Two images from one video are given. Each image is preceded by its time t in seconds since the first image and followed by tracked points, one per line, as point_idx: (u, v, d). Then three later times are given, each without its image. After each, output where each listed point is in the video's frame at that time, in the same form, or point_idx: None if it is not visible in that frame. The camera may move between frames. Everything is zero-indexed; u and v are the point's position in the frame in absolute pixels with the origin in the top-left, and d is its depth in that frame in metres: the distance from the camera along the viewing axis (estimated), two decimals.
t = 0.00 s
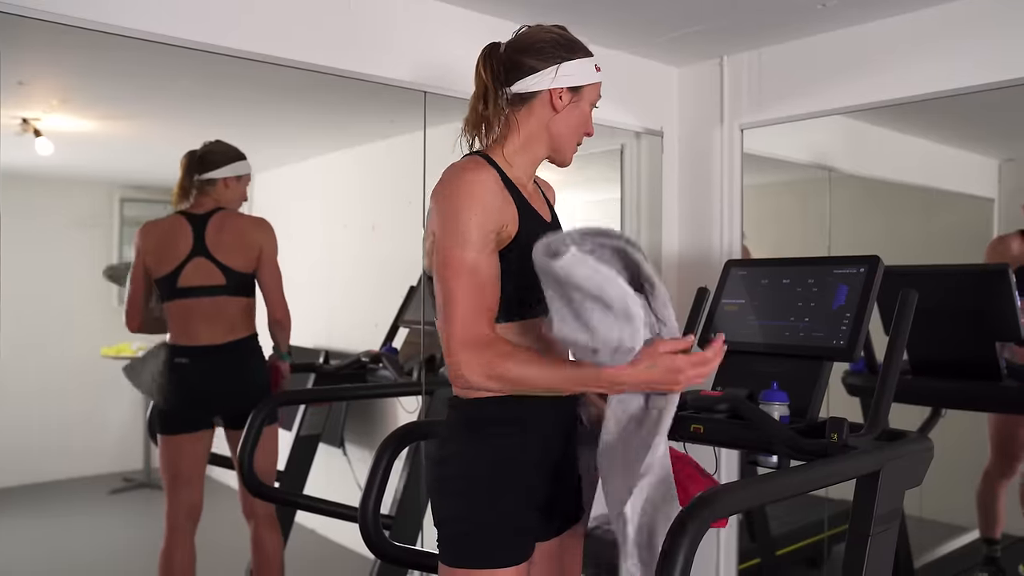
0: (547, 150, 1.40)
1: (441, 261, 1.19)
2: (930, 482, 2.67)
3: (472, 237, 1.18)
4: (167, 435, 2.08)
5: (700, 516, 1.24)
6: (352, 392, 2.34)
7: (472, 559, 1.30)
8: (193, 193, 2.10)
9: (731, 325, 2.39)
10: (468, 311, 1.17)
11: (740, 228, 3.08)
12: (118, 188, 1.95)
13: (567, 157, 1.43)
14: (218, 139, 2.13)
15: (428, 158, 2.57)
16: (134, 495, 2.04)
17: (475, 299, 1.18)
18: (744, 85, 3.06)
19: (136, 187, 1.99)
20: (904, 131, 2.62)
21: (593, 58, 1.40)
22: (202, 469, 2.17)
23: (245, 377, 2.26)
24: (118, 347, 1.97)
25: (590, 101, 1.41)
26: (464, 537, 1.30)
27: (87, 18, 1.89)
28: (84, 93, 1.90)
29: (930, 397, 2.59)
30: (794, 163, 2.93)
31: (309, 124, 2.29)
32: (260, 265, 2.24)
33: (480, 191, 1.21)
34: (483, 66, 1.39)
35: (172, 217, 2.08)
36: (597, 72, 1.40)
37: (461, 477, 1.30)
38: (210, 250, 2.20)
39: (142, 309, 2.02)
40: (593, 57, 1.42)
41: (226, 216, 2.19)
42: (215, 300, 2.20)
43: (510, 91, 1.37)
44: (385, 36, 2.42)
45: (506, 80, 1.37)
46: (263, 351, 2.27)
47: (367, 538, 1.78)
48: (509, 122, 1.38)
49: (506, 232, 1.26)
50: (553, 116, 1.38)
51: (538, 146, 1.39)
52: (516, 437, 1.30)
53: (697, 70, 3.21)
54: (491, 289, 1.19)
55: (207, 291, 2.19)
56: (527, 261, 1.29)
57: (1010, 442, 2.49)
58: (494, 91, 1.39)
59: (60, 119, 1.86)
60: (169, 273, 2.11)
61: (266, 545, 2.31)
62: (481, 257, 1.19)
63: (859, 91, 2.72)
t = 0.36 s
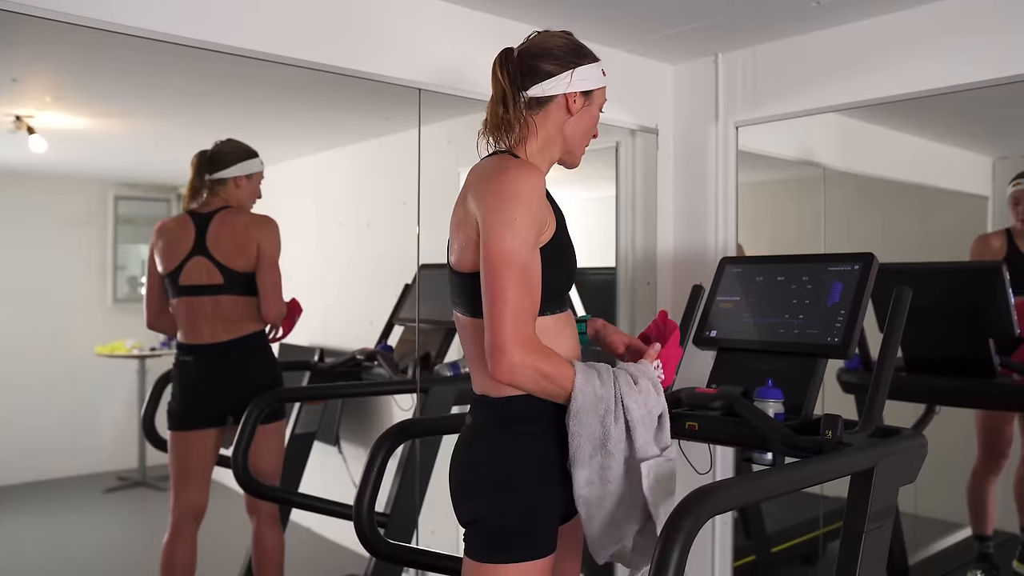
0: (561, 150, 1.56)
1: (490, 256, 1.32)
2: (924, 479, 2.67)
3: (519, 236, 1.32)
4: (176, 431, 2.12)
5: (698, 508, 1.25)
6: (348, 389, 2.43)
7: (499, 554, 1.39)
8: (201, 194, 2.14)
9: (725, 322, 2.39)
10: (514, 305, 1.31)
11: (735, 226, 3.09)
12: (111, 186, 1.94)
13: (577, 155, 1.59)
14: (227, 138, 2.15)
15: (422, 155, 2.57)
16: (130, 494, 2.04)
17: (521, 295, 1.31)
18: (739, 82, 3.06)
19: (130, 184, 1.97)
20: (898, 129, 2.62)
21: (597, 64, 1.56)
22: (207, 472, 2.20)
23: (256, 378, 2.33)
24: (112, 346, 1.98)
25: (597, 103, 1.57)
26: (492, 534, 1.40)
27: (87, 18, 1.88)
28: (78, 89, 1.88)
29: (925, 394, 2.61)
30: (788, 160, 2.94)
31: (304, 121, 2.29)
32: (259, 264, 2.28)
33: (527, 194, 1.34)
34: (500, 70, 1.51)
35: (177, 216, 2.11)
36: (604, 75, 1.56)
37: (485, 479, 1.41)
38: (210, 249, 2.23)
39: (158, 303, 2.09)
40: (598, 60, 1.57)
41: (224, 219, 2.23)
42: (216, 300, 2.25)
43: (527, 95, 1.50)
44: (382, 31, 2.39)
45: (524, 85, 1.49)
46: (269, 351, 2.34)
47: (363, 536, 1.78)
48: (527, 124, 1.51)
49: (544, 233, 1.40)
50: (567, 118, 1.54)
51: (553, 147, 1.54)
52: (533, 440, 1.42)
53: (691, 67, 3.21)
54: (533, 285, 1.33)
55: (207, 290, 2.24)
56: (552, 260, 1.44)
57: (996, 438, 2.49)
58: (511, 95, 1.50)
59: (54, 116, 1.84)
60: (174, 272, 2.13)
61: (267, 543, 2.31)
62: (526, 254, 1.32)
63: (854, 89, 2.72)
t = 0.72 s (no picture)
0: (577, 155, 1.60)
1: (488, 246, 1.36)
2: (918, 479, 2.69)
3: (517, 227, 1.36)
4: (190, 428, 2.14)
5: (694, 505, 1.26)
6: (343, 386, 2.33)
7: (510, 542, 1.43)
8: (223, 192, 2.17)
9: (720, 321, 2.39)
10: (507, 294, 1.34)
11: (730, 225, 3.09)
12: (107, 183, 1.95)
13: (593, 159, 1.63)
14: (242, 138, 2.17)
15: (417, 153, 2.56)
16: (124, 493, 2.03)
17: (515, 284, 1.35)
18: (735, 80, 3.06)
19: (126, 182, 1.97)
20: (893, 128, 2.63)
21: (610, 68, 1.59)
22: (215, 470, 2.20)
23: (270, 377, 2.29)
24: (107, 343, 1.98)
25: (612, 107, 1.60)
26: (503, 523, 1.43)
27: (75, 11, 1.87)
28: (71, 87, 1.88)
29: (919, 391, 2.61)
30: (783, 159, 2.95)
31: (301, 119, 2.28)
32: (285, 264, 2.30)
33: (529, 188, 1.38)
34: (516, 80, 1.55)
35: (183, 216, 2.09)
36: (617, 80, 1.60)
37: (499, 469, 1.44)
38: (237, 247, 2.24)
39: (173, 299, 2.08)
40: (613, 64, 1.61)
41: (252, 217, 2.25)
42: (241, 297, 2.24)
43: (543, 104, 1.54)
44: (376, 30, 2.40)
45: (539, 94, 1.53)
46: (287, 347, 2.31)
47: (357, 535, 1.78)
48: (543, 131, 1.55)
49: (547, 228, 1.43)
50: (582, 124, 1.58)
51: (569, 153, 1.59)
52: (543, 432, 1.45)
53: (687, 66, 3.21)
54: (528, 277, 1.36)
55: (233, 287, 2.23)
56: (560, 254, 1.47)
57: (981, 436, 2.53)
58: (526, 105, 1.55)
59: (48, 113, 1.84)
60: (195, 268, 2.14)
61: (274, 541, 2.32)
62: (523, 246, 1.36)
63: (851, 88, 2.72)
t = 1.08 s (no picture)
0: (596, 158, 1.61)
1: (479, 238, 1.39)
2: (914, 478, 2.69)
3: (507, 222, 1.37)
4: (193, 425, 2.15)
5: (691, 505, 1.26)
6: (340, 386, 2.39)
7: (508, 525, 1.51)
8: (246, 191, 2.21)
9: (717, 319, 2.39)
10: (482, 286, 1.35)
11: (727, 223, 3.09)
12: (104, 182, 1.95)
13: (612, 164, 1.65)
14: (262, 140, 2.21)
15: (414, 152, 2.56)
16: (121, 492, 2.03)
17: (494, 276, 1.35)
18: (732, 79, 3.06)
19: (123, 181, 1.98)
20: (890, 127, 2.63)
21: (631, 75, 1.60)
22: (214, 466, 2.20)
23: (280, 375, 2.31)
24: (103, 342, 1.98)
25: (632, 114, 1.62)
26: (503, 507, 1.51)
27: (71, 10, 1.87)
28: (68, 86, 1.87)
29: (915, 391, 2.61)
30: (779, 158, 2.95)
31: (297, 118, 2.28)
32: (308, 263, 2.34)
33: (529, 186, 1.40)
34: (537, 85, 1.57)
35: (195, 216, 2.10)
36: (637, 88, 1.61)
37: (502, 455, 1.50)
38: (260, 245, 2.28)
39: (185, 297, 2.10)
40: (631, 71, 1.62)
41: (276, 216, 2.28)
42: (260, 295, 2.28)
43: (562, 109, 1.56)
44: (373, 28, 2.40)
45: (559, 98, 1.55)
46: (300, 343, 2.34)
47: (353, 534, 1.78)
48: (562, 135, 1.57)
49: (542, 230, 1.44)
50: (601, 129, 1.59)
51: (588, 156, 1.60)
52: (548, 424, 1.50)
53: (684, 65, 3.21)
54: (509, 272, 1.37)
55: (255, 284, 2.27)
56: (563, 253, 1.48)
57: (978, 436, 2.52)
58: (545, 109, 1.57)
59: (45, 112, 1.84)
60: (216, 265, 2.19)
61: (276, 537, 2.36)
62: (509, 240, 1.37)
63: (848, 87, 2.72)
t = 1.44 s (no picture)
0: (597, 160, 1.60)
1: (486, 238, 1.40)
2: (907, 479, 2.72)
3: (513, 222, 1.38)
4: (191, 424, 2.16)
5: (681, 508, 1.25)
6: (335, 386, 2.39)
7: (510, 527, 1.47)
8: (248, 192, 2.23)
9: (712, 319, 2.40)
10: (493, 285, 1.36)
11: (721, 224, 3.10)
12: (98, 181, 1.94)
13: (612, 167, 1.63)
14: (271, 141, 2.24)
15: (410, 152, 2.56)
16: (114, 493, 2.02)
17: (504, 276, 1.37)
18: (727, 80, 3.07)
19: (118, 181, 1.97)
20: (884, 128, 2.64)
21: (634, 79, 1.61)
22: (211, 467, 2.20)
23: (278, 373, 2.34)
24: (97, 343, 1.98)
25: (635, 117, 1.62)
26: (506, 507, 1.48)
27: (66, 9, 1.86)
28: (62, 86, 1.87)
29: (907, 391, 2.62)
30: (774, 159, 2.96)
31: (293, 118, 2.27)
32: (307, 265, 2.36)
33: (534, 186, 1.41)
34: (541, 86, 1.59)
35: (194, 217, 2.12)
36: (639, 93, 1.61)
37: (510, 451, 1.48)
38: (262, 245, 2.31)
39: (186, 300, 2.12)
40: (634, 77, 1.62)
41: (276, 217, 2.31)
42: (260, 295, 2.31)
43: (565, 109, 1.56)
44: (369, 28, 2.38)
45: (563, 99, 1.56)
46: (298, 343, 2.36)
47: (347, 532, 1.78)
48: (564, 135, 1.57)
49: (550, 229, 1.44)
50: (603, 131, 1.58)
51: (590, 157, 1.59)
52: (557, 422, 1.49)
53: (679, 66, 3.22)
54: (519, 271, 1.38)
55: (255, 284, 2.30)
56: (567, 252, 1.48)
57: (971, 436, 2.52)
58: (549, 109, 1.58)
59: (38, 112, 1.83)
60: (217, 264, 2.21)
61: (270, 537, 2.35)
62: (517, 238, 1.38)
63: (843, 87, 2.74)
